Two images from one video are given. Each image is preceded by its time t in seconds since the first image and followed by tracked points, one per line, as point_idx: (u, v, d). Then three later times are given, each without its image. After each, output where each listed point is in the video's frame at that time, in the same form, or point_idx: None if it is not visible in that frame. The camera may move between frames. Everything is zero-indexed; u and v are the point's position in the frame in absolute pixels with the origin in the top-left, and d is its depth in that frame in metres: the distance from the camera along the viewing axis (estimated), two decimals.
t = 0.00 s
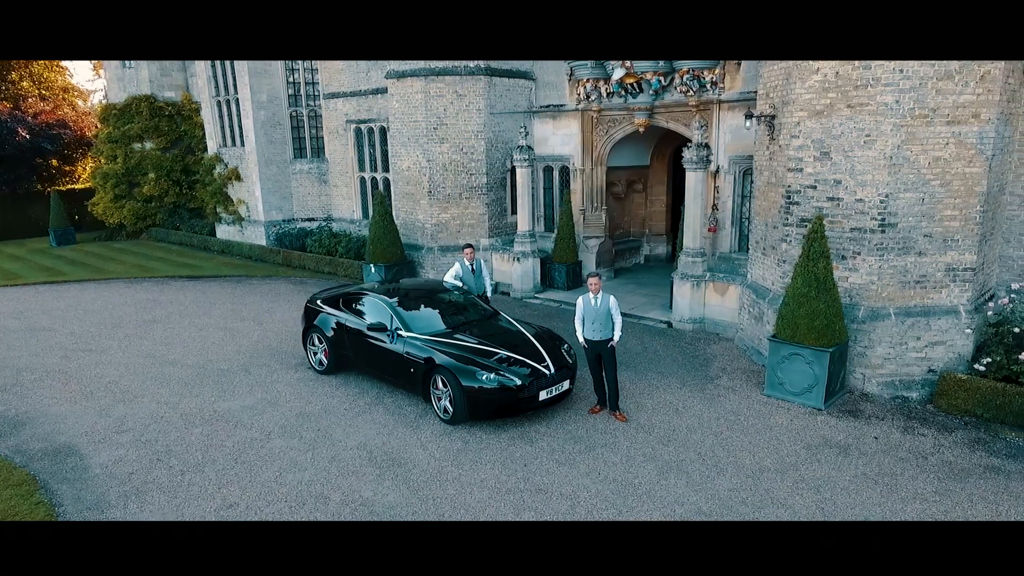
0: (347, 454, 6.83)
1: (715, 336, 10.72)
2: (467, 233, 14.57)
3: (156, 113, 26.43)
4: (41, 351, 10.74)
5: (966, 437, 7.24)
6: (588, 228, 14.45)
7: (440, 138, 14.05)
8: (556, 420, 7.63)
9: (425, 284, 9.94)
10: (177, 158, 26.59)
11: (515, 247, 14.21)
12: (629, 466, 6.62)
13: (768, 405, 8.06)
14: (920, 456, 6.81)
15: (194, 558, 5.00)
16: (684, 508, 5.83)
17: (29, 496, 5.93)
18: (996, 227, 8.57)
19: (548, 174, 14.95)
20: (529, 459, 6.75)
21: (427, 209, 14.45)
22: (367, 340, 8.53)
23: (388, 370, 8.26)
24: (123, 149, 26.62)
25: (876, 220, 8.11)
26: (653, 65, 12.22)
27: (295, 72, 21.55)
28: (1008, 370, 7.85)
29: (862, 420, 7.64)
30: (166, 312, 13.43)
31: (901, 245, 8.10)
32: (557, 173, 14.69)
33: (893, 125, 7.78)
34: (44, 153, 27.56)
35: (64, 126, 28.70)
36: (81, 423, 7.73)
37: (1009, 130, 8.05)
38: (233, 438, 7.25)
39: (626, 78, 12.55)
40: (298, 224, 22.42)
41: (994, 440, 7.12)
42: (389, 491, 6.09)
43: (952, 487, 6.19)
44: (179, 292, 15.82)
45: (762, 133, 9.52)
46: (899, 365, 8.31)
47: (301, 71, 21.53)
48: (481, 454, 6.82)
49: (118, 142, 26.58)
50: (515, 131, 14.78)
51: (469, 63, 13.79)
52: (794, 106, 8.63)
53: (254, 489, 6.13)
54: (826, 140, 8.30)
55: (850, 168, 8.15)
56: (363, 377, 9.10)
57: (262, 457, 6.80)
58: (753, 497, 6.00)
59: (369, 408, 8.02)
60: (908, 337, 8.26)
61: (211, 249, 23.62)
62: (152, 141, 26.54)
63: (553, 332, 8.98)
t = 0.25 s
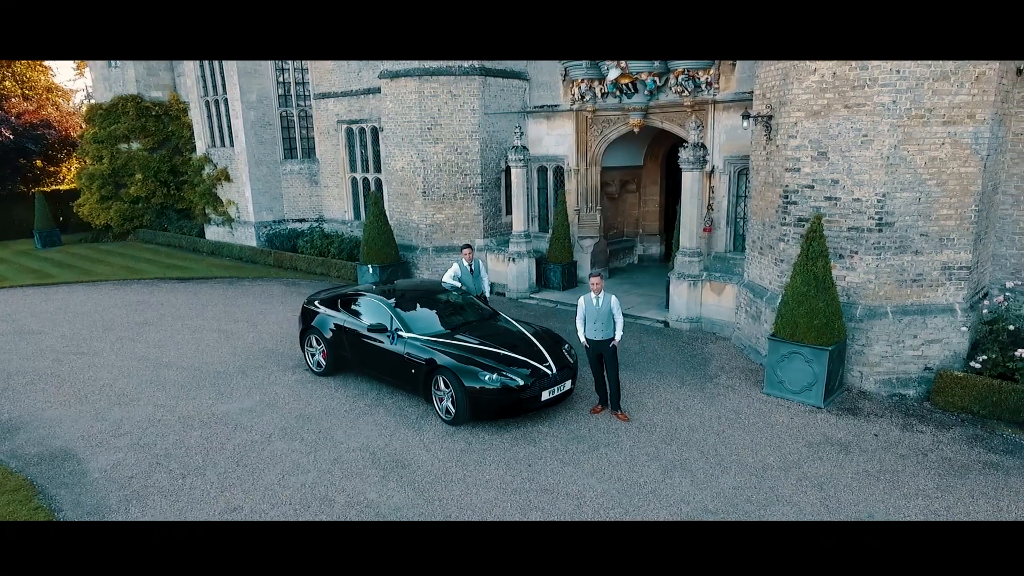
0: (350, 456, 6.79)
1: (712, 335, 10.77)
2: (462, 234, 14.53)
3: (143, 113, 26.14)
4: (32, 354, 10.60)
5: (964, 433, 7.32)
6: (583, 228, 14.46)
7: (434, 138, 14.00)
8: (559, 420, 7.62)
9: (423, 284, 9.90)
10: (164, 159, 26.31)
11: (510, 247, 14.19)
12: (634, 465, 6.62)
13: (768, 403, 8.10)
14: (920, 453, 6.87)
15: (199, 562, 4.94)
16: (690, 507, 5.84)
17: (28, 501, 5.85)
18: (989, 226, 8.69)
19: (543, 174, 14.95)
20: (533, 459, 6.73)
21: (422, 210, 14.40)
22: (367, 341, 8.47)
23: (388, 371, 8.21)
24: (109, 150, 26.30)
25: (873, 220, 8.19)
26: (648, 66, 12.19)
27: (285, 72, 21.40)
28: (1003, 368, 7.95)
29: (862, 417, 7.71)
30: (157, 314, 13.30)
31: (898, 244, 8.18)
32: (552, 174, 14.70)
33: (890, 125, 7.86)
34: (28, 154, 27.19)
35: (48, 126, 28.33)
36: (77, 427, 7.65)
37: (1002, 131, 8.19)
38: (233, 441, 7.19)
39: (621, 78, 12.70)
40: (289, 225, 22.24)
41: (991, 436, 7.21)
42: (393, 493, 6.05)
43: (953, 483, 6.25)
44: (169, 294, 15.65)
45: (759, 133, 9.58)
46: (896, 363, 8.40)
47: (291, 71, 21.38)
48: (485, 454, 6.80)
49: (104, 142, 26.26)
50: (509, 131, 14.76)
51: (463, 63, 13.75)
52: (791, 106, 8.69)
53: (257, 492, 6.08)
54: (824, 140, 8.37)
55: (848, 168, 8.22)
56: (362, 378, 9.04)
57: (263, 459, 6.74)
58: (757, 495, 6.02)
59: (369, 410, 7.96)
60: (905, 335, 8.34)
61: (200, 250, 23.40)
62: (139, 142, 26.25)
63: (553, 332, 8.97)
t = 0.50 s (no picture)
0: (352, 458, 6.75)
1: (709, 334, 10.82)
2: (456, 234, 14.47)
3: (128, 114, 25.82)
4: (21, 358, 10.46)
5: (961, 430, 7.41)
6: (577, 228, 14.47)
7: (428, 139, 13.94)
8: (561, 420, 7.60)
9: (421, 285, 9.85)
10: (150, 159, 26.01)
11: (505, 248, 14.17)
12: (638, 464, 6.62)
13: (767, 401, 8.14)
14: (920, 450, 6.94)
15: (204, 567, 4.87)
16: (696, 505, 5.85)
17: (28, 506, 5.77)
18: (982, 225, 8.82)
19: (536, 174, 14.94)
20: (537, 459, 6.72)
21: (415, 210, 14.33)
22: (366, 342, 8.40)
23: (388, 372, 8.15)
24: (93, 150, 25.97)
25: (870, 219, 8.27)
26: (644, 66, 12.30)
27: (274, 71, 21.22)
28: (998, 365, 8.06)
29: (860, 415, 7.78)
30: (149, 316, 13.16)
31: (894, 243, 8.27)
32: (546, 174, 14.69)
33: (888, 125, 7.94)
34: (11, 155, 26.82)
35: (31, 126, 27.91)
36: (74, 432, 7.55)
37: (995, 131, 8.33)
38: (233, 444, 7.12)
39: (615, 79, 12.53)
40: (279, 226, 22.04)
41: (988, 433, 7.30)
42: (399, 494, 6.02)
43: (954, 479, 6.32)
44: (159, 296, 15.48)
45: (755, 133, 9.64)
46: (892, 361, 8.49)
47: (281, 71, 21.20)
48: (489, 455, 6.77)
49: (88, 142, 25.92)
50: (503, 131, 14.73)
51: (457, 63, 13.70)
52: (788, 106, 8.75)
53: (261, 495, 6.03)
54: (821, 140, 8.44)
55: (845, 168, 8.29)
56: (361, 380, 8.98)
57: (265, 462, 6.69)
58: (762, 493, 6.04)
59: (369, 411, 7.91)
60: (901, 333, 8.43)
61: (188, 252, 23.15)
62: (125, 142, 25.94)
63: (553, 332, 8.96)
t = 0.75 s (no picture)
0: (357, 460, 6.72)
1: (705, 333, 10.88)
2: (450, 234, 14.40)
3: (113, 113, 25.48)
4: (13, 362, 10.35)
5: (959, 427, 7.52)
6: (571, 228, 14.49)
7: (422, 139, 13.88)
8: (564, 420, 7.60)
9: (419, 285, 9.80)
10: (136, 160, 25.70)
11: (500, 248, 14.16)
12: (644, 464, 6.63)
13: (768, 400, 8.19)
14: (920, 447, 7.03)
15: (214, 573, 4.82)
16: (704, 504, 5.87)
17: (28, 512, 5.76)
18: (974, 225, 8.97)
19: (530, 174, 14.93)
20: (543, 459, 6.71)
21: (410, 211, 14.27)
22: (366, 343, 8.34)
23: (390, 373, 8.11)
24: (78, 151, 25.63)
25: (867, 218, 8.36)
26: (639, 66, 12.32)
27: (263, 71, 21.03)
28: (993, 362, 8.20)
29: (860, 412, 7.86)
30: (140, 320, 13.01)
31: (891, 242, 8.38)
32: (540, 174, 14.69)
33: (885, 125, 8.04)
34: None
35: (13, 127, 27.50)
36: (72, 438, 7.47)
37: (987, 132, 8.49)
38: (235, 448, 7.06)
39: (610, 79, 12.75)
40: (268, 227, 21.81)
41: (985, 429, 7.42)
42: (407, 497, 5.99)
43: (955, 475, 6.41)
44: (149, 298, 15.32)
45: (751, 133, 9.72)
46: (889, 359, 8.60)
47: (269, 70, 21.03)
48: (494, 456, 6.75)
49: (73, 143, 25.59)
50: (497, 131, 14.71)
51: (451, 63, 13.65)
52: (786, 106, 8.83)
53: (268, 500, 5.98)
54: (818, 140, 8.53)
55: (842, 168, 8.39)
56: (361, 381, 8.92)
57: (269, 466, 6.64)
58: (769, 491, 6.08)
59: (372, 413, 7.87)
60: (898, 331, 8.55)
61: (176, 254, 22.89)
62: (110, 142, 25.61)
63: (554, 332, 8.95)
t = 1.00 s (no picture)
0: (361, 462, 6.67)
1: (702, 332, 10.94)
2: (445, 235, 14.32)
3: (97, 114, 25.11)
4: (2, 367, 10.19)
5: (957, 423, 7.63)
6: (566, 228, 14.50)
7: (416, 139, 13.82)
8: (567, 420, 7.59)
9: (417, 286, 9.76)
10: (121, 161, 25.34)
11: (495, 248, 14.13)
12: (649, 463, 6.63)
13: (768, 398, 8.24)
14: (920, 443, 7.10)
15: None
16: (712, 503, 5.87)
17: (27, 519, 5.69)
18: (968, 224, 9.10)
19: (524, 174, 14.92)
20: (549, 459, 6.69)
21: (403, 212, 14.19)
22: (366, 344, 8.27)
23: (391, 375, 8.05)
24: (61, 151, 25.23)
25: (865, 217, 8.47)
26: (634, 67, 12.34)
27: (251, 70, 20.83)
28: (988, 358, 8.32)
29: (860, 410, 7.94)
30: (131, 323, 12.85)
31: (888, 241, 8.50)
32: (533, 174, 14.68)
33: (881, 125, 8.18)
34: None
35: None
36: (68, 444, 7.36)
37: (981, 132, 8.62)
38: (237, 451, 6.98)
39: (605, 80, 12.71)
40: (257, 228, 21.57)
41: (982, 425, 7.53)
42: (414, 499, 5.95)
43: (956, 471, 6.48)
44: (138, 300, 15.12)
45: (748, 133, 9.79)
46: (886, 356, 8.71)
47: (258, 70, 20.82)
48: (500, 457, 6.72)
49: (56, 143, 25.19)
50: (491, 131, 14.69)
51: (445, 63, 13.61)
52: (782, 107, 8.90)
53: (273, 504, 5.93)
54: (816, 140, 8.62)
55: (839, 168, 8.50)
56: (360, 383, 8.85)
57: (272, 469, 6.57)
58: (775, 489, 6.10)
59: (373, 415, 7.81)
60: (895, 329, 8.66)
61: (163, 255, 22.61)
62: (94, 143, 25.24)
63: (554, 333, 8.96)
